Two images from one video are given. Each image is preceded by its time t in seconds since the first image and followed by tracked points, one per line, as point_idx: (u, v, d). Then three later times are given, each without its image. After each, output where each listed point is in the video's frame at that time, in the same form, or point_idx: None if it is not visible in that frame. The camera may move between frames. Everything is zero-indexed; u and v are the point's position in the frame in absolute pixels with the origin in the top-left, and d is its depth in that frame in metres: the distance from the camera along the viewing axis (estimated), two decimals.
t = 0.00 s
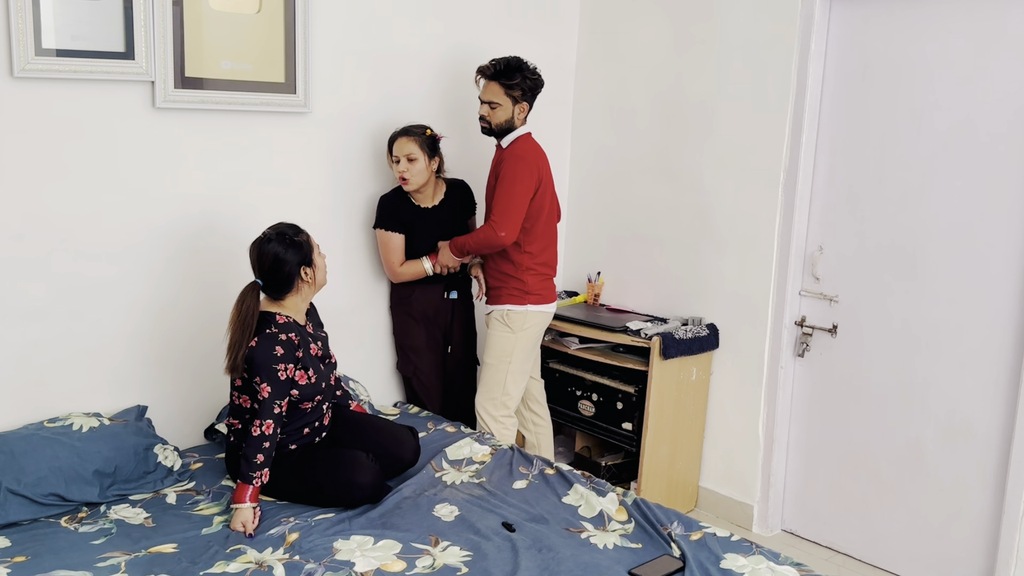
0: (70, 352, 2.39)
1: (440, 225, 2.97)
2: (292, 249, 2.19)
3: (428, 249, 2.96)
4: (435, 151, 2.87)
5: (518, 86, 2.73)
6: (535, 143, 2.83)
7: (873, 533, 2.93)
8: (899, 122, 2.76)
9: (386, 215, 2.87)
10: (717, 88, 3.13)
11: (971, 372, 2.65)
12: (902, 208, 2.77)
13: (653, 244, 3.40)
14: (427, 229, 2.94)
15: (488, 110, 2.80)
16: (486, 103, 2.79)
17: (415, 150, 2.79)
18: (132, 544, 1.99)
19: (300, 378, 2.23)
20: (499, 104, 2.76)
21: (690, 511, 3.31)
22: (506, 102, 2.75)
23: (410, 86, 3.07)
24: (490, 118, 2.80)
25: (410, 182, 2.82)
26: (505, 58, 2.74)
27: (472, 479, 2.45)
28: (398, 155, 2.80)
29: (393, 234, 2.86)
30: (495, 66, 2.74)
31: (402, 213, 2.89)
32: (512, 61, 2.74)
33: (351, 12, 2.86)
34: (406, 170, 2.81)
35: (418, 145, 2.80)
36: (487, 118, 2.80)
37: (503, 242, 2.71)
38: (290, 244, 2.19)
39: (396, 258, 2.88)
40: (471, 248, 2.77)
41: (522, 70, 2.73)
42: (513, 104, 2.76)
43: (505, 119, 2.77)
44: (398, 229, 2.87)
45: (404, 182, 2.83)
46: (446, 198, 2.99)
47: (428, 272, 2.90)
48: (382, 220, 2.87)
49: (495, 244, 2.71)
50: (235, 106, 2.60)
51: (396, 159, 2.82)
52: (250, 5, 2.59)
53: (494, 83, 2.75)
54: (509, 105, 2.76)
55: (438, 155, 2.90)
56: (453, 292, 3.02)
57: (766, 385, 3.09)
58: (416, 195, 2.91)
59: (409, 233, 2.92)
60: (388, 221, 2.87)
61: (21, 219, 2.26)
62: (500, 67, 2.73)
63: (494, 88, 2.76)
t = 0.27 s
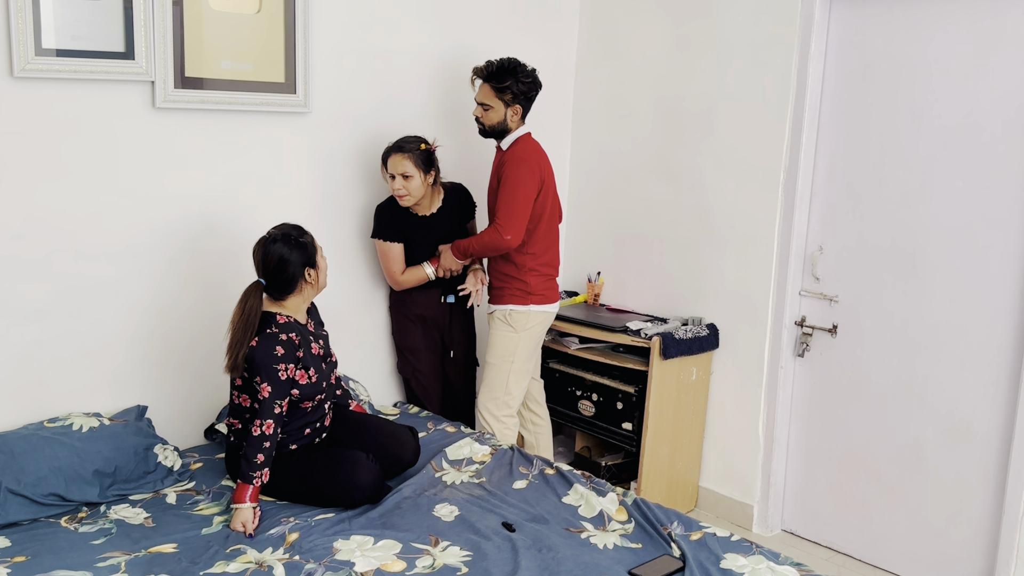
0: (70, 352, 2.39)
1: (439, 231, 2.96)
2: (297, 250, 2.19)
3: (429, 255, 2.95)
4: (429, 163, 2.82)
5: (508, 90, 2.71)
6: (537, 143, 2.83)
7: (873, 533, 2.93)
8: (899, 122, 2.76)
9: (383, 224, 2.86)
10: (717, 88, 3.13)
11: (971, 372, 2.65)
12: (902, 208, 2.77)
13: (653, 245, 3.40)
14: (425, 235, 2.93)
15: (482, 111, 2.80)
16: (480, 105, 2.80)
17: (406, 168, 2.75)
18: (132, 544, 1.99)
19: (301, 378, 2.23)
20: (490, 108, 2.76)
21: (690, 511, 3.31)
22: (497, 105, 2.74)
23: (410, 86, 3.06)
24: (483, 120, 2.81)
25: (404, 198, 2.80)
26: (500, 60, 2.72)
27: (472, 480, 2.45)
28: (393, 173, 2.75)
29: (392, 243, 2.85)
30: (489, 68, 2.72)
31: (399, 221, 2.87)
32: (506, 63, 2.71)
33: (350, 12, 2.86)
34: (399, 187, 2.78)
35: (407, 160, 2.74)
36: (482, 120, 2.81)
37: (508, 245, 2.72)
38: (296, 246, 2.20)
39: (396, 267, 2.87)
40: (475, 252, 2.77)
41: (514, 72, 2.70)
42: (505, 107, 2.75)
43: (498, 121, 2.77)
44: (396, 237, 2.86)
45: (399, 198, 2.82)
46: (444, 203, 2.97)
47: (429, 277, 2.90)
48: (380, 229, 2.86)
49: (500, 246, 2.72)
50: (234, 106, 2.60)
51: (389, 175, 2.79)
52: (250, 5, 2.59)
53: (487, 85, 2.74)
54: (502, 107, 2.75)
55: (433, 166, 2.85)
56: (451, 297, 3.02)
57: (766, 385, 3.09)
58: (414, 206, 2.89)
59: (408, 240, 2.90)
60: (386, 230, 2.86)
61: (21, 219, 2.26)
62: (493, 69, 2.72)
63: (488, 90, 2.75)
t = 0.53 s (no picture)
0: (70, 352, 2.39)
1: (440, 235, 2.95)
2: (302, 252, 2.19)
3: (430, 260, 2.94)
4: (429, 166, 2.80)
5: (524, 93, 2.71)
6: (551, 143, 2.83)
7: (873, 533, 2.93)
8: (900, 122, 2.76)
9: (383, 228, 2.86)
10: (718, 88, 3.13)
11: (971, 372, 2.65)
12: (902, 208, 2.77)
13: (653, 244, 3.39)
14: (426, 238, 2.92)
15: (495, 112, 2.80)
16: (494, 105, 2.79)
17: (406, 172, 2.74)
18: (132, 544, 1.99)
19: (302, 378, 2.23)
20: (504, 109, 2.76)
21: (690, 511, 3.31)
22: (511, 107, 2.74)
23: (410, 86, 3.06)
24: (497, 121, 2.81)
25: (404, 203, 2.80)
26: (515, 61, 2.71)
27: (472, 480, 2.45)
28: (393, 178, 2.75)
29: (392, 247, 2.85)
30: (502, 68, 2.72)
31: (399, 225, 2.87)
32: (521, 64, 2.71)
33: (350, 12, 2.86)
34: (398, 191, 2.77)
35: (405, 164, 2.73)
36: (494, 120, 2.81)
37: (520, 247, 2.72)
38: (301, 248, 2.20)
39: (397, 270, 2.87)
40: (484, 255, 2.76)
41: (529, 73, 2.70)
42: (519, 108, 2.75)
43: (511, 122, 2.77)
44: (395, 241, 2.85)
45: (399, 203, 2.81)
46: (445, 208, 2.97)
47: (431, 282, 2.91)
48: (380, 234, 2.86)
49: (513, 249, 2.72)
50: (234, 106, 2.60)
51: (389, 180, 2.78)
52: (250, 5, 2.59)
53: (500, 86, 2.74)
54: (515, 109, 2.75)
55: (433, 169, 2.84)
56: (451, 298, 3.01)
57: (766, 385, 3.09)
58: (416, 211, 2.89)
59: (408, 244, 2.90)
60: (387, 234, 2.86)
61: (21, 219, 2.26)
62: (507, 70, 2.71)
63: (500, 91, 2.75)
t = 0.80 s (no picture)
0: (70, 352, 2.39)
1: (442, 235, 2.95)
2: (303, 254, 2.19)
3: (430, 260, 2.94)
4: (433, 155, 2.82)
5: (546, 82, 2.73)
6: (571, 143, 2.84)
7: (873, 532, 2.93)
8: (899, 122, 2.76)
9: (385, 224, 2.87)
10: (717, 88, 3.13)
11: (971, 372, 2.65)
12: (902, 208, 2.77)
13: (653, 244, 3.39)
14: (427, 237, 2.92)
15: (518, 109, 2.79)
16: (517, 102, 2.79)
17: (413, 155, 2.77)
18: (132, 544, 1.99)
19: (304, 379, 2.23)
20: (529, 103, 2.76)
21: (690, 511, 3.31)
22: (535, 99, 2.74)
23: (410, 86, 3.06)
24: (521, 118, 2.79)
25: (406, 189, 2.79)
26: (532, 56, 2.73)
27: (473, 480, 2.45)
28: (399, 163, 2.77)
29: (393, 244, 2.87)
30: (522, 65, 2.74)
31: (401, 222, 2.88)
32: (538, 59, 2.73)
33: (350, 12, 2.86)
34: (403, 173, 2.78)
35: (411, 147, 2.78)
36: (518, 117, 2.80)
37: (532, 243, 2.72)
38: (303, 249, 2.19)
39: (397, 268, 2.89)
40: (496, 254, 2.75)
41: (549, 66, 2.72)
42: (543, 100, 2.75)
43: (537, 117, 2.77)
44: (396, 238, 2.87)
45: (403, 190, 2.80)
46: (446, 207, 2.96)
47: (431, 285, 2.92)
48: (382, 229, 2.88)
49: (526, 244, 2.72)
50: (234, 106, 2.60)
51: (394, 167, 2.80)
52: (250, 5, 2.59)
53: (522, 82, 2.75)
54: (539, 102, 2.75)
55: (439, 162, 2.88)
56: (451, 298, 3.01)
57: (766, 385, 3.09)
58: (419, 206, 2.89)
59: (410, 241, 2.91)
60: (388, 230, 2.87)
61: (21, 219, 2.26)
62: (527, 65, 2.73)
63: (522, 87, 2.76)
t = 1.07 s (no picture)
0: (70, 352, 2.39)
1: (441, 229, 2.95)
2: (303, 254, 2.19)
3: (429, 255, 2.94)
4: (435, 146, 2.86)
5: (557, 75, 2.72)
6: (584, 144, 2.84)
7: (873, 533, 2.93)
8: (899, 122, 2.76)
9: (385, 219, 2.88)
10: (717, 88, 3.13)
11: (971, 372, 2.65)
12: (902, 208, 2.77)
13: (653, 244, 3.39)
14: (427, 233, 2.92)
15: (533, 107, 2.76)
16: (530, 101, 2.77)
17: (416, 144, 2.80)
18: (132, 544, 1.99)
19: (305, 379, 2.23)
20: (544, 97, 2.74)
21: (690, 511, 3.30)
22: (550, 93, 2.73)
23: (410, 86, 3.07)
24: (538, 116, 2.76)
25: (409, 176, 2.80)
26: (540, 54, 2.75)
27: (473, 480, 2.45)
28: (402, 151, 2.80)
29: (393, 238, 2.88)
30: (531, 63, 2.75)
31: (401, 217, 2.89)
32: (544, 56, 2.75)
33: (350, 12, 2.86)
34: (405, 162, 2.80)
35: (414, 137, 2.81)
36: (534, 115, 2.76)
37: (539, 238, 2.72)
38: (302, 249, 2.19)
39: (397, 262, 2.89)
40: (500, 248, 2.73)
41: (559, 61, 2.73)
42: (557, 94, 2.74)
43: (553, 111, 2.75)
44: (396, 232, 2.88)
45: (406, 178, 2.81)
46: (446, 203, 2.97)
47: (427, 282, 2.90)
48: (382, 224, 2.89)
49: (533, 238, 2.71)
50: (235, 106, 2.60)
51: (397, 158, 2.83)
52: (250, 5, 2.59)
53: (534, 78, 2.74)
54: (554, 96, 2.74)
55: (441, 155, 2.91)
56: (451, 297, 3.01)
57: (766, 385, 3.09)
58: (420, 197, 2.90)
59: (410, 237, 2.91)
60: (388, 225, 2.88)
61: (21, 219, 2.26)
62: (536, 62, 2.74)
63: (535, 83, 2.75)
